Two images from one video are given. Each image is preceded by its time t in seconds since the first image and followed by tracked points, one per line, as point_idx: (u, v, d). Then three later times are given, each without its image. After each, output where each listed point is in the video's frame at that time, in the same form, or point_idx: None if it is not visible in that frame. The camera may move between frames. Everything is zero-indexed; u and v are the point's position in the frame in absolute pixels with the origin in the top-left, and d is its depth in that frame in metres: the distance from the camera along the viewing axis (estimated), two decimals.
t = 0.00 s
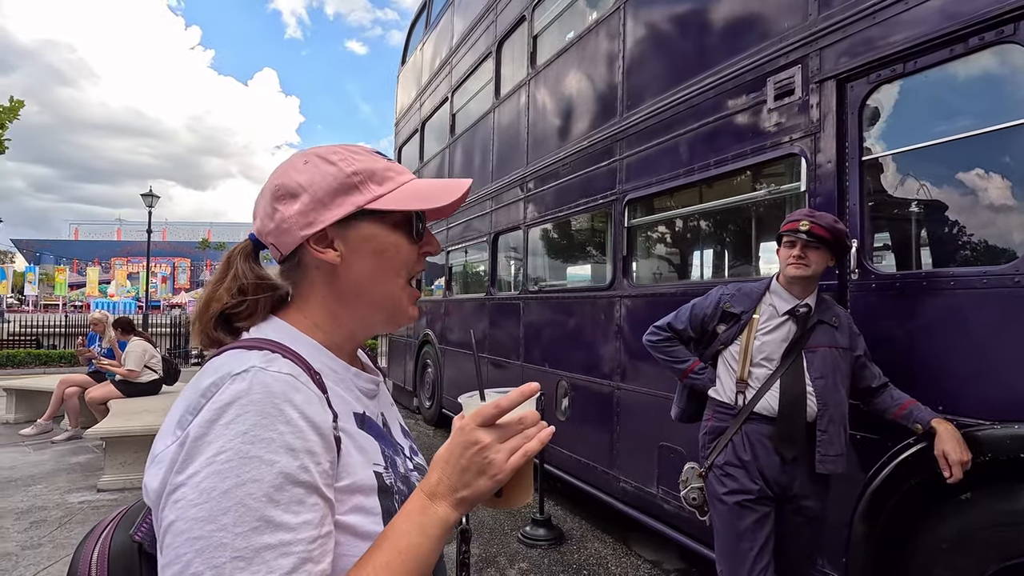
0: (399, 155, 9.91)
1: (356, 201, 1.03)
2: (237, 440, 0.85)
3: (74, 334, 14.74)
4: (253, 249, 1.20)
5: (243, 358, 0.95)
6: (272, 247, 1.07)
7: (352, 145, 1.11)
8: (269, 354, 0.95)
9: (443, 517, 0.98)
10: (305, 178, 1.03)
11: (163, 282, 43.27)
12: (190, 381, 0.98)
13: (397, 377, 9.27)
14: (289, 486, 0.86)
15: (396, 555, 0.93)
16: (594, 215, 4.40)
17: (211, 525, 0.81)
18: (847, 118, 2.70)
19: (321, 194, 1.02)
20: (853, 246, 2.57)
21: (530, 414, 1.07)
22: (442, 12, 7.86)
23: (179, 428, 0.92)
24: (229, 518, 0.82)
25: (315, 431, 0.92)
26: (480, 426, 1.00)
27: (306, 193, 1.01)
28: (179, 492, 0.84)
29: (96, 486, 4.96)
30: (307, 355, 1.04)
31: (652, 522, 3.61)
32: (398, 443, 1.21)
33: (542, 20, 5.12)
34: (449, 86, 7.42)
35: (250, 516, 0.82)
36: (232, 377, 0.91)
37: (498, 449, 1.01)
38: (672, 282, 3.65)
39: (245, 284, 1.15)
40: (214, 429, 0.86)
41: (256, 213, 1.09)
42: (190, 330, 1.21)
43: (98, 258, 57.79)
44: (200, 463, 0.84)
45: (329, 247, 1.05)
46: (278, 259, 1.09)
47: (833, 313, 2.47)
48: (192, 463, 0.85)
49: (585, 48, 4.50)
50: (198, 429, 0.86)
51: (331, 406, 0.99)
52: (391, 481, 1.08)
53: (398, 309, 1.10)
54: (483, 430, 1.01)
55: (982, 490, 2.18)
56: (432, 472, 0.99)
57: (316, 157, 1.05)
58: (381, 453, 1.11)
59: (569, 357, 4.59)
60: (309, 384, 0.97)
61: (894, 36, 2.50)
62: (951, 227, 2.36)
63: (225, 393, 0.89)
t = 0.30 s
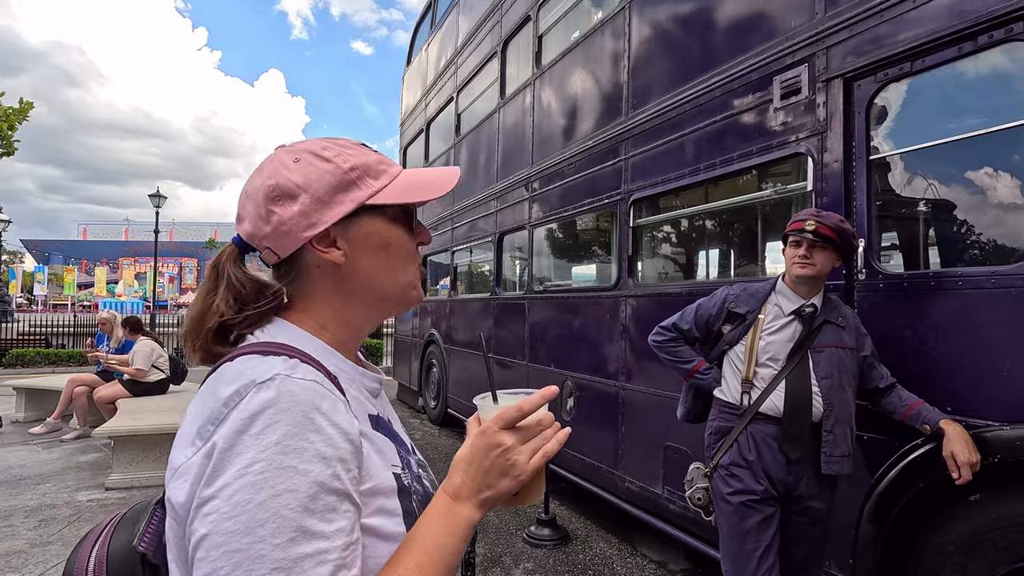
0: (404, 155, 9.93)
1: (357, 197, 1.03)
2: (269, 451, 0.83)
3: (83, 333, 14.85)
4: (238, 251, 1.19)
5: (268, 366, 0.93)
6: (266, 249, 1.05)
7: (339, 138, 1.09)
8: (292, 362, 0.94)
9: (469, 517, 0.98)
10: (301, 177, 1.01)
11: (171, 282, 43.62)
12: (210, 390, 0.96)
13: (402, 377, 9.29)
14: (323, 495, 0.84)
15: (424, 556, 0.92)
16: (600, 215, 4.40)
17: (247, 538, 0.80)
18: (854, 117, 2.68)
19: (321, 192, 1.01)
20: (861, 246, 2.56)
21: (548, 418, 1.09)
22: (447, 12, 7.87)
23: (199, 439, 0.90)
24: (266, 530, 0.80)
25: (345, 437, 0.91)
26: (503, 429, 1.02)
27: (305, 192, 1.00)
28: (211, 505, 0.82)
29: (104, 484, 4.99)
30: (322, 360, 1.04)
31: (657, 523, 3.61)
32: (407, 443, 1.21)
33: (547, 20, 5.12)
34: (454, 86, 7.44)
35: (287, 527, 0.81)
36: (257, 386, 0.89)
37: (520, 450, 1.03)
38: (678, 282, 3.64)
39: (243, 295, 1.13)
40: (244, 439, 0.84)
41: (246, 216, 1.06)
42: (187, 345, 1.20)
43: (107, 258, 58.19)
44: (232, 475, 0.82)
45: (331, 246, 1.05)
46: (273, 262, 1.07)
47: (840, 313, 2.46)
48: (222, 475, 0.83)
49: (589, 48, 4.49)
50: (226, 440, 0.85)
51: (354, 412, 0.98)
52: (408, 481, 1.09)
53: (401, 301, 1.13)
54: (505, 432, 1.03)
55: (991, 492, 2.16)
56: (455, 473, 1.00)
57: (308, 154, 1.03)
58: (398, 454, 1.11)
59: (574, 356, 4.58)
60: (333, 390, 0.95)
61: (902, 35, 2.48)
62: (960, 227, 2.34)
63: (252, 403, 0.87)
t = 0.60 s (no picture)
0: (408, 155, 9.94)
1: (358, 203, 1.03)
2: (298, 472, 0.81)
3: (90, 332, 14.94)
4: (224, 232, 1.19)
5: (283, 381, 0.89)
6: (253, 237, 1.06)
7: (352, 138, 1.09)
8: (307, 375, 0.91)
9: (489, 514, 0.99)
10: (305, 172, 1.01)
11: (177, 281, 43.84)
12: (216, 410, 0.91)
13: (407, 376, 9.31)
14: (355, 510, 0.83)
15: (452, 555, 0.93)
16: (604, 215, 4.39)
17: (286, 561, 0.78)
18: (860, 116, 2.66)
19: (323, 192, 1.00)
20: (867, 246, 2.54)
21: (558, 411, 1.09)
22: (452, 11, 7.87)
23: (214, 466, 0.85)
24: (304, 552, 0.79)
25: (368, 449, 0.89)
26: (518, 427, 1.02)
27: (306, 188, 1.00)
28: (241, 532, 0.79)
29: (111, 482, 5.02)
30: (319, 363, 1.04)
31: (661, 523, 3.60)
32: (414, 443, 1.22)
33: (551, 19, 5.12)
34: (458, 86, 7.44)
35: (325, 546, 0.80)
36: (274, 406, 0.85)
37: (536, 446, 1.03)
38: (682, 282, 3.63)
39: (222, 281, 1.16)
40: (269, 462, 0.81)
41: (238, 197, 1.06)
42: (147, 318, 1.18)
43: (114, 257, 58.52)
44: (262, 499, 0.80)
45: (322, 249, 1.05)
46: (257, 251, 1.08)
47: (846, 312, 2.44)
48: (249, 500, 0.81)
49: (594, 47, 4.49)
50: (250, 464, 0.81)
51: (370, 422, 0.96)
52: (419, 480, 1.11)
53: (386, 311, 1.13)
54: (520, 431, 1.02)
55: (999, 494, 2.15)
56: (472, 472, 1.00)
57: (316, 150, 1.03)
58: (407, 455, 1.12)
59: (578, 357, 4.58)
60: (351, 402, 0.93)
61: (909, 33, 2.46)
62: (968, 226, 2.33)
63: (271, 424, 0.84)
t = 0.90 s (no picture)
0: (414, 154, 9.96)
1: (349, 193, 1.03)
2: (321, 483, 0.81)
3: (99, 330, 15.05)
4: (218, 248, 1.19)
5: (300, 391, 0.90)
6: (248, 247, 1.06)
7: (329, 129, 1.09)
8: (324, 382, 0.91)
9: (502, 514, 0.99)
10: (288, 173, 1.01)
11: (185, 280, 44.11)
12: (230, 419, 0.91)
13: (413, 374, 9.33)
14: (378, 517, 0.84)
15: (469, 556, 0.93)
16: (610, 213, 4.39)
17: (313, 572, 0.79)
18: (867, 114, 2.65)
19: (311, 189, 1.01)
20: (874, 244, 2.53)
21: (567, 410, 1.11)
22: (457, 10, 7.87)
23: (235, 477, 0.85)
24: (330, 562, 0.79)
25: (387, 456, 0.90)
26: (530, 428, 1.03)
27: (292, 189, 1.00)
28: (267, 544, 0.80)
29: (121, 478, 5.07)
30: (329, 368, 1.04)
31: (667, 522, 3.60)
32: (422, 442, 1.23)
33: (557, 17, 5.11)
34: (464, 84, 7.44)
35: (350, 555, 0.80)
36: (294, 415, 0.86)
37: (547, 447, 1.04)
38: (688, 280, 3.63)
39: (224, 297, 1.14)
40: (292, 473, 0.82)
41: (225, 211, 1.07)
42: (163, 346, 1.18)
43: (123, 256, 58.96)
44: (286, 511, 0.80)
45: (320, 246, 1.06)
46: (254, 260, 1.09)
47: (852, 311, 2.43)
48: (273, 512, 0.81)
49: (599, 45, 4.48)
50: (273, 476, 0.81)
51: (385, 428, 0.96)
52: (431, 480, 1.13)
53: (393, 301, 1.14)
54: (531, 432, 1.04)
55: (1007, 493, 2.13)
56: (484, 473, 1.00)
57: (295, 148, 1.03)
58: (417, 457, 1.13)
59: (584, 355, 4.58)
60: (367, 409, 0.93)
61: (917, 29, 2.44)
62: (976, 224, 2.31)
63: (292, 434, 0.84)
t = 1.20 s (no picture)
0: (423, 148, 9.95)
1: (374, 190, 1.03)
2: (328, 475, 0.81)
3: (112, 324, 15.20)
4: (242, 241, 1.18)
5: (311, 384, 0.90)
6: (274, 242, 1.05)
7: (356, 126, 1.08)
8: (335, 376, 0.91)
9: (515, 513, 0.99)
10: (316, 168, 1.00)
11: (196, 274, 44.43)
12: (244, 411, 0.92)
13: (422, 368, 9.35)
14: (385, 512, 0.83)
15: (480, 554, 0.93)
16: (619, 207, 4.36)
17: (317, 564, 0.78)
18: (882, 105, 2.61)
19: (338, 185, 1.00)
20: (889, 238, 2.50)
21: (584, 409, 1.10)
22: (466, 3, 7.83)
23: (246, 468, 0.86)
24: (335, 555, 0.79)
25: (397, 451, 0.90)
26: (545, 426, 1.02)
27: (320, 184, 1.00)
28: (273, 534, 0.80)
29: (135, 470, 5.13)
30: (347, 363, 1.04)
31: (676, 516, 3.59)
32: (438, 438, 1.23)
33: (566, 10, 5.08)
34: (472, 78, 7.41)
35: (355, 548, 0.80)
36: (304, 408, 0.86)
37: (562, 445, 1.03)
38: (698, 274, 3.61)
39: (249, 291, 1.14)
40: (299, 465, 0.82)
41: (252, 205, 1.06)
42: (186, 338, 1.19)
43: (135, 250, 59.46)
44: (293, 502, 0.80)
45: (345, 242, 1.06)
46: (281, 254, 1.08)
47: (865, 306, 2.41)
48: (281, 502, 0.81)
49: (609, 37, 4.45)
50: (281, 467, 0.82)
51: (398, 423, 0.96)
52: (446, 476, 1.12)
53: (415, 297, 1.14)
54: (546, 429, 1.03)
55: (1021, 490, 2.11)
56: (499, 470, 1.00)
57: (323, 143, 1.03)
58: (432, 453, 1.12)
59: (593, 350, 4.57)
60: (378, 404, 0.93)
61: (933, 19, 2.40)
62: (992, 217, 2.27)
63: (301, 427, 0.84)
